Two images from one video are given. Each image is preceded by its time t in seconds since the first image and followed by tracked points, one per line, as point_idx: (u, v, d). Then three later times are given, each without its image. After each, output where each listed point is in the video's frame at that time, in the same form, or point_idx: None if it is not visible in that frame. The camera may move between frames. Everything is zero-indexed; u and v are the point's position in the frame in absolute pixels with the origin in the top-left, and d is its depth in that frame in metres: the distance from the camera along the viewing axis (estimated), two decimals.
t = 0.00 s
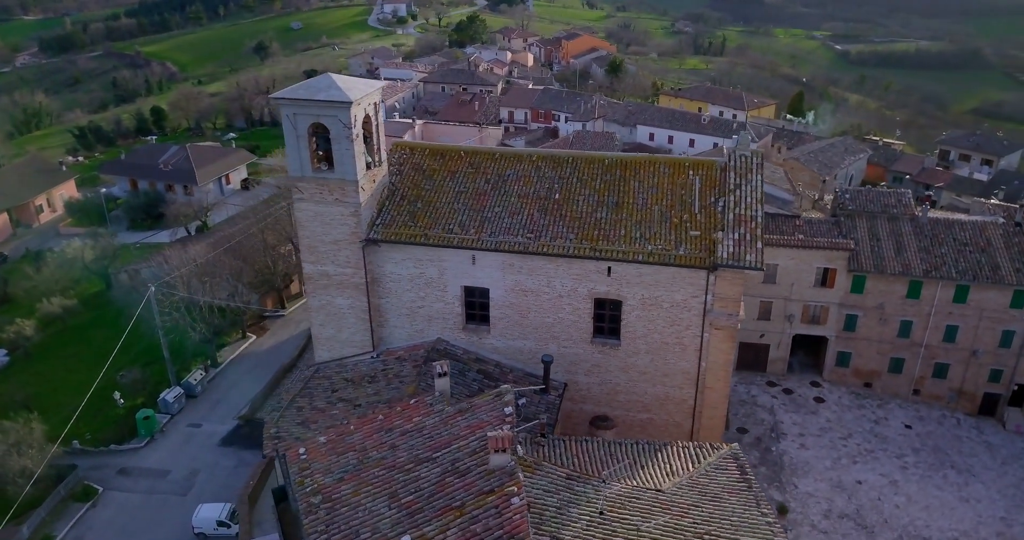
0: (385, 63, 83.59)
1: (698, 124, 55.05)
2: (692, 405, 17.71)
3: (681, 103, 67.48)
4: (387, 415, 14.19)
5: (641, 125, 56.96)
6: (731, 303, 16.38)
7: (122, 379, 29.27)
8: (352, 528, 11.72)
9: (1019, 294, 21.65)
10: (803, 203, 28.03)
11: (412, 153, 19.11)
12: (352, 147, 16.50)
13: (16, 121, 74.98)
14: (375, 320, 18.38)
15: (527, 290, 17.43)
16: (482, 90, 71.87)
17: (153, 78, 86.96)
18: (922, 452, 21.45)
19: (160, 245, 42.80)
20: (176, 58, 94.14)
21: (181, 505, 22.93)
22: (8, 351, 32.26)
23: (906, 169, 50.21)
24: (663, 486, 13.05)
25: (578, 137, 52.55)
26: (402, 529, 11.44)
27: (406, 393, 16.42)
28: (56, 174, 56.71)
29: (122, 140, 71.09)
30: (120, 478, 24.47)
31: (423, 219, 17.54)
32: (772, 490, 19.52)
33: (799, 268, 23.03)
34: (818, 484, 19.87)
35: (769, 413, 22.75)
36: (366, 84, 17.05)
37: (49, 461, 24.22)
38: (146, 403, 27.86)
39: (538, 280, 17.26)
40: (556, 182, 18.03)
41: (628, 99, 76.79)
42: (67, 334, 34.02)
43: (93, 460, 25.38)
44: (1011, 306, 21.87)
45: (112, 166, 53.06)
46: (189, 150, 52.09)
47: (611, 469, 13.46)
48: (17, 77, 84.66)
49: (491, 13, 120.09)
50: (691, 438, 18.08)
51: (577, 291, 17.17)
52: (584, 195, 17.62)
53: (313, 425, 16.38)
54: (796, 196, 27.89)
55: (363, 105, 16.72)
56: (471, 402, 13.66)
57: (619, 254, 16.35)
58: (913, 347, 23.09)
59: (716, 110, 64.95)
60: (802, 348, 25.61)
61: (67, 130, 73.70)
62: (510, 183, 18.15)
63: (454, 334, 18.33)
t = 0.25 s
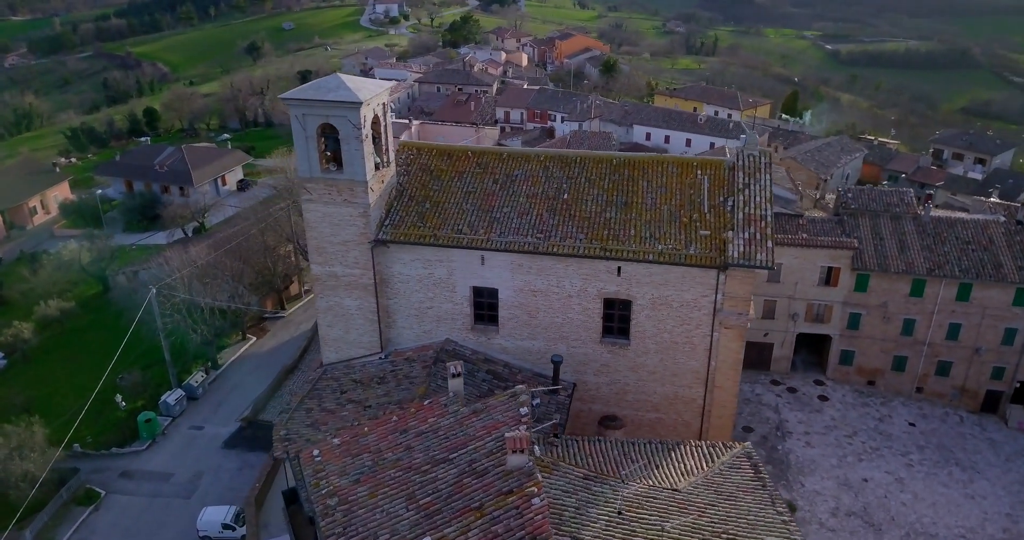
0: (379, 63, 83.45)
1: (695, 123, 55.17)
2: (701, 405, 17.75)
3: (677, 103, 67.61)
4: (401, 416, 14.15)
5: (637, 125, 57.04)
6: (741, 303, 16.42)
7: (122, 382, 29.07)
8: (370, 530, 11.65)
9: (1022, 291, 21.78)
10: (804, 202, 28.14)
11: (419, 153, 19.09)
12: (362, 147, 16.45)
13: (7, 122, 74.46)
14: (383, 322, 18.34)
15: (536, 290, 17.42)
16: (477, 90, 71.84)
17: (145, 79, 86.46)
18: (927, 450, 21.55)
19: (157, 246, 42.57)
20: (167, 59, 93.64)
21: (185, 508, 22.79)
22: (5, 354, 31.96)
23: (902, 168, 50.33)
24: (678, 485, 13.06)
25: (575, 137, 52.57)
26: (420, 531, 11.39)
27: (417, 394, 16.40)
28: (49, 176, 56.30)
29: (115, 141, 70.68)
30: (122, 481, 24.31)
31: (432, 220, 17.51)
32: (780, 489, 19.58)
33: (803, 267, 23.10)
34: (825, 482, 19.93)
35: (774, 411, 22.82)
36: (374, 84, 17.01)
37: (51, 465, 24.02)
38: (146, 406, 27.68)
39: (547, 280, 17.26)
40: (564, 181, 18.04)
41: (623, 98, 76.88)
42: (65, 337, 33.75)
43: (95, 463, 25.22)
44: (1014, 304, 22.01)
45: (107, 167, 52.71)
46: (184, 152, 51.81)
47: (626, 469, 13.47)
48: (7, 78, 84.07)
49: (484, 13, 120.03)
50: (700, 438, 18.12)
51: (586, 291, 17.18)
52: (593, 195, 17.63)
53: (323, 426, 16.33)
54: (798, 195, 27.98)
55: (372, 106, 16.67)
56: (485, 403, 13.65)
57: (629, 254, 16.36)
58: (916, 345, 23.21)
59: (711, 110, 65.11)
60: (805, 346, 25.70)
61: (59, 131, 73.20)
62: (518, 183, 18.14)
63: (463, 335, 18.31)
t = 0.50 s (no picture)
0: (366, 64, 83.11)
1: (684, 123, 55.35)
2: (704, 404, 17.80)
3: (664, 102, 67.85)
4: (409, 419, 14.07)
5: (627, 125, 57.16)
6: (744, 302, 16.48)
7: (114, 387, 28.77)
8: (382, 533, 11.56)
9: (1015, 287, 22.01)
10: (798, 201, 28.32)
11: (419, 154, 19.01)
12: (364, 148, 16.35)
13: None
14: (385, 324, 18.25)
15: (539, 290, 17.40)
16: (465, 90, 71.74)
17: (128, 80, 85.56)
18: (924, 445, 21.73)
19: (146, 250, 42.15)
20: (150, 60, 92.72)
21: (182, 514, 22.53)
22: None
23: (889, 166, 50.68)
24: (688, 484, 13.07)
25: (565, 137, 52.60)
26: (433, 534, 11.31)
27: (422, 396, 16.33)
28: (34, 179, 55.59)
29: (100, 143, 69.91)
30: (117, 487, 24.05)
31: (434, 221, 17.44)
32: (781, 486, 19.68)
33: (800, 265, 23.22)
34: (824, 479, 20.04)
35: (772, 409, 22.93)
36: (376, 85, 16.90)
37: (45, 472, 23.70)
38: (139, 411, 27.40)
39: (550, 280, 17.24)
40: (566, 181, 18.03)
41: (610, 98, 77.04)
42: (54, 342, 33.34)
43: (89, 470, 24.93)
44: (1007, 300, 22.24)
45: (93, 170, 52.11)
46: (172, 153, 51.32)
47: (635, 469, 13.47)
48: None
49: (468, 13, 119.94)
50: (703, 437, 18.17)
51: (589, 291, 17.17)
52: (596, 195, 17.62)
53: (327, 430, 16.19)
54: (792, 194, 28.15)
55: (374, 106, 16.58)
56: (494, 405, 13.63)
57: (633, 254, 16.36)
58: (912, 341, 23.40)
59: (699, 109, 65.39)
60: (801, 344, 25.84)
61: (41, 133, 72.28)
62: (519, 184, 18.11)
63: (465, 336, 18.26)
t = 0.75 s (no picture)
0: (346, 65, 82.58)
1: (668, 122, 55.56)
2: (703, 403, 17.83)
3: (647, 102, 68.10)
4: (413, 423, 13.95)
5: (612, 125, 57.28)
6: (744, 300, 16.53)
7: (101, 395, 28.34)
8: None
9: (1004, 282, 22.30)
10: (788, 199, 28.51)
11: (415, 156, 18.91)
12: (361, 150, 16.20)
13: None
14: (382, 327, 18.11)
15: (539, 292, 17.36)
16: (449, 91, 71.51)
17: (103, 82, 84.27)
18: (917, 440, 21.95)
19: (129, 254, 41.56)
20: (126, 62, 91.39)
21: (175, 522, 22.17)
22: None
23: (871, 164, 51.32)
24: (695, 484, 13.08)
25: (551, 137, 52.59)
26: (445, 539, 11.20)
27: (423, 399, 16.21)
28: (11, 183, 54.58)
29: (77, 146, 68.77)
30: (107, 496, 23.65)
31: (432, 223, 17.34)
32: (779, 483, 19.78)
33: (793, 263, 23.37)
34: (821, 475, 20.17)
35: (767, 407, 23.05)
36: (371, 86, 16.77)
37: (32, 482, 23.22)
38: (128, 419, 27.00)
39: (550, 281, 17.20)
40: (563, 182, 18.00)
41: (592, 98, 77.18)
42: (37, 350, 32.78)
43: (77, 479, 24.48)
44: (996, 295, 22.53)
45: (72, 174, 51.26)
46: (153, 156, 50.64)
47: (642, 470, 13.46)
48: None
49: (448, 13, 119.69)
50: (702, 436, 18.21)
51: (589, 291, 17.14)
52: (593, 195, 17.61)
53: (327, 435, 16.01)
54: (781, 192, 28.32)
55: (370, 108, 16.45)
56: (501, 408, 13.59)
57: (633, 254, 16.35)
58: (903, 337, 23.63)
59: (682, 108, 65.70)
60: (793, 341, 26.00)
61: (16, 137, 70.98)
62: (516, 185, 18.06)
63: (463, 339, 18.16)
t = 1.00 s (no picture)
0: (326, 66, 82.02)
1: (652, 122, 55.75)
2: (703, 402, 17.87)
3: (629, 102, 68.33)
4: (418, 426, 13.81)
5: (595, 125, 57.39)
6: (744, 300, 16.60)
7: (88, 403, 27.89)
8: None
9: (992, 278, 22.60)
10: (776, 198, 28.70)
11: (411, 158, 18.78)
12: (359, 152, 16.04)
13: None
14: (380, 331, 17.95)
15: (539, 293, 17.29)
16: (431, 91, 71.21)
17: (77, 84, 82.84)
18: (909, 435, 22.18)
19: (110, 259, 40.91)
20: (99, 63, 89.96)
21: (167, 531, 21.79)
22: None
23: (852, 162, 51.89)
24: (703, 484, 13.08)
25: (535, 138, 52.57)
26: None
27: (424, 403, 16.08)
28: None
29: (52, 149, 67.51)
30: (96, 505, 23.20)
31: (430, 225, 17.21)
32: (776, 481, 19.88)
33: (785, 261, 23.51)
34: (817, 472, 20.30)
35: (761, 404, 23.17)
36: (368, 88, 16.62)
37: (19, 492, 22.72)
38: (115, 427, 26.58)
39: (550, 283, 17.14)
40: (560, 183, 17.96)
41: (573, 98, 77.30)
42: (19, 357, 32.16)
43: (65, 489, 24.01)
44: (984, 291, 22.82)
45: (49, 177, 50.32)
46: (133, 159, 49.88)
47: (649, 470, 13.44)
48: None
49: (426, 14, 119.31)
50: (701, 435, 18.25)
51: (589, 292, 17.11)
52: (591, 196, 17.59)
53: (327, 441, 15.83)
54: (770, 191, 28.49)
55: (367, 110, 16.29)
56: (507, 411, 13.54)
57: (633, 254, 16.33)
58: (894, 334, 23.87)
59: (664, 108, 65.99)
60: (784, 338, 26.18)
61: None
62: (514, 186, 17.98)
63: (461, 341, 18.06)
